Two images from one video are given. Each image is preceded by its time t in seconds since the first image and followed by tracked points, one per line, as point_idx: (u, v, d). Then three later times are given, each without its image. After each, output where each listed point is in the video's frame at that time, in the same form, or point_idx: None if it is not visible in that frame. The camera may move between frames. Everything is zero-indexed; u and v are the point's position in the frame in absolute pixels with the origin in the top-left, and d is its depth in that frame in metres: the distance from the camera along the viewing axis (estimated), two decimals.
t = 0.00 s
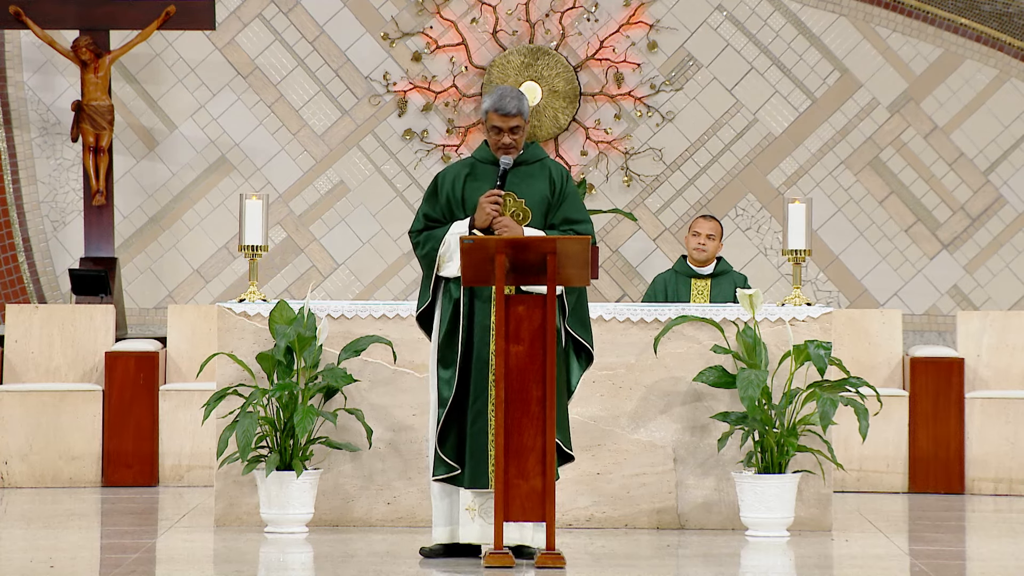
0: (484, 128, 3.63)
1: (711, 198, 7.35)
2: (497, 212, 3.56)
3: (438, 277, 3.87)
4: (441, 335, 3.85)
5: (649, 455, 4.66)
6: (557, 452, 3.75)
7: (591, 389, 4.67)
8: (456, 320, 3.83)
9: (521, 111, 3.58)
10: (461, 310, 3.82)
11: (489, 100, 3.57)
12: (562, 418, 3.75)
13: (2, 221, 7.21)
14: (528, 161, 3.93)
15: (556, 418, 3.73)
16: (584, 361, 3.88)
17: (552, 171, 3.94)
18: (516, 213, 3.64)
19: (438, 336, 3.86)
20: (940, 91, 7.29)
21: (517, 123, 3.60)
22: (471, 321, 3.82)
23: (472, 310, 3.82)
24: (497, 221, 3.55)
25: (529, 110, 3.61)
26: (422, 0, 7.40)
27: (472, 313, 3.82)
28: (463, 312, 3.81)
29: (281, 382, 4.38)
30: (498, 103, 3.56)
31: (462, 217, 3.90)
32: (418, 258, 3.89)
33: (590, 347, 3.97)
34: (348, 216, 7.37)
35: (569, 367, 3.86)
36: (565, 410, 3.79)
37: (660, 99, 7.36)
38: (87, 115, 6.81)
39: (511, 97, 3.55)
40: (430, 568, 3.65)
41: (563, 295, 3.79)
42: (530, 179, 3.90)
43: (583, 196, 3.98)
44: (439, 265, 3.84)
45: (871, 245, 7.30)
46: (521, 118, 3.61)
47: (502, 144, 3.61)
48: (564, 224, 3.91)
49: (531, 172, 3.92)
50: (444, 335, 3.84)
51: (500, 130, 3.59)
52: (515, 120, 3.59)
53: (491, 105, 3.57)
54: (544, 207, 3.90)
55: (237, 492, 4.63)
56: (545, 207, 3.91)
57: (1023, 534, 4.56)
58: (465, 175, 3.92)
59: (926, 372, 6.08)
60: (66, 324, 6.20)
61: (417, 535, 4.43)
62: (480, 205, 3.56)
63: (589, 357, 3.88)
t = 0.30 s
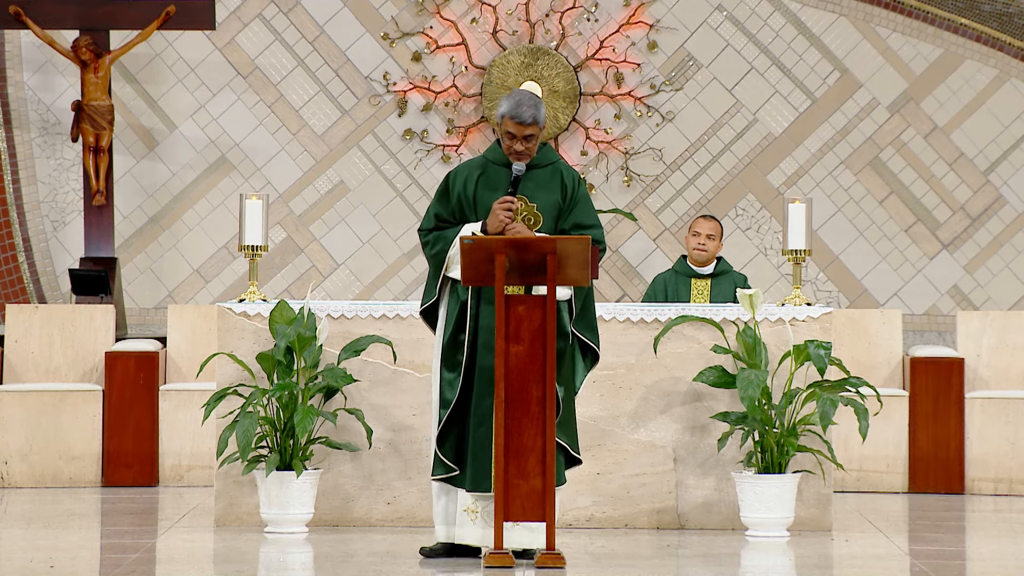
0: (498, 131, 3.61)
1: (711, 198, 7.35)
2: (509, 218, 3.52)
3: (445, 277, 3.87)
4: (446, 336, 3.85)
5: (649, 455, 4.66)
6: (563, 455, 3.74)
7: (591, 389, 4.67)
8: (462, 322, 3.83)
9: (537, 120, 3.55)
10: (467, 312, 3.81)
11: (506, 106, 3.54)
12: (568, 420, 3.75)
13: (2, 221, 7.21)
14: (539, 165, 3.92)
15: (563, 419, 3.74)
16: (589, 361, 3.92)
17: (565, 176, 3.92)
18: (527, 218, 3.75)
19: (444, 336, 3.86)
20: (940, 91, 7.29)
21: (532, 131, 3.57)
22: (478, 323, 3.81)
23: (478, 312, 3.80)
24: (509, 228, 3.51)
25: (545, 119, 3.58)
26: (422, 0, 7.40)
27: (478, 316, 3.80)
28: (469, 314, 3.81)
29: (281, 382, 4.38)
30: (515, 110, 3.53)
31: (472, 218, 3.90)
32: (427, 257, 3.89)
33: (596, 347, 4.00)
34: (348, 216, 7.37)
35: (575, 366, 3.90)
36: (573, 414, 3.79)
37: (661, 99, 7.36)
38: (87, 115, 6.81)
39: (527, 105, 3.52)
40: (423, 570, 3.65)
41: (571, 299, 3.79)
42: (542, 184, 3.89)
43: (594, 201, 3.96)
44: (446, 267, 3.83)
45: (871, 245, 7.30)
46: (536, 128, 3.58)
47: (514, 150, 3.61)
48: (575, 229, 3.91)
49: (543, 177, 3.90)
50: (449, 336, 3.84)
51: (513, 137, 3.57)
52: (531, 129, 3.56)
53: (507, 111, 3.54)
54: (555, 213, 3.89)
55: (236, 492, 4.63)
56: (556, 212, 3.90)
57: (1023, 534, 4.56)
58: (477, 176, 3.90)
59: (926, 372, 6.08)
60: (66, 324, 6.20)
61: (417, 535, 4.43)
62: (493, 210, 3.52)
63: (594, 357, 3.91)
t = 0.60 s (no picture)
0: (512, 133, 3.60)
1: (711, 198, 7.35)
2: (519, 220, 3.51)
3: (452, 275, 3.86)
4: (450, 334, 3.85)
5: (649, 455, 4.66)
6: (564, 458, 3.74)
7: (591, 389, 4.67)
8: (468, 320, 3.83)
9: (551, 125, 3.54)
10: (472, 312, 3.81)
11: (521, 108, 3.52)
12: (571, 422, 3.76)
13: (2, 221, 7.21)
14: (550, 167, 3.90)
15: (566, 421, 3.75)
16: (593, 362, 3.93)
17: (575, 178, 3.90)
18: (536, 219, 3.82)
19: (448, 334, 3.86)
20: (940, 91, 7.29)
21: (544, 135, 3.56)
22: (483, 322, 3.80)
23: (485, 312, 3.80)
24: (519, 229, 3.50)
25: (559, 124, 3.57)
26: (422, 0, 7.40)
27: (483, 315, 3.80)
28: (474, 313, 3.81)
29: (281, 382, 4.38)
30: (530, 113, 3.52)
31: (481, 219, 3.89)
32: (435, 255, 3.88)
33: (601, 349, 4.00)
34: (348, 216, 7.37)
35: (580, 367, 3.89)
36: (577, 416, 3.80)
37: (661, 99, 7.36)
38: (87, 115, 6.81)
39: (542, 109, 3.51)
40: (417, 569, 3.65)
41: (578, 302, 3.79)
42: (552, 185, 3.87)
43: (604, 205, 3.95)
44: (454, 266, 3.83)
45: (871, 245, 7.30)
46: (549, 132, 3.56)
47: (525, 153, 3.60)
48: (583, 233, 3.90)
49: (554, 178, 3.88)
50: (453, 334, 3.83)
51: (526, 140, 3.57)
52: (543, 133, 3.55)
53: (522, 114, 3.53)
54: (564, 216, 3.88)
55: (236, 492, 4.63)
56: (565, 215, 3.89)
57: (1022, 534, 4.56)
58: (488, 175, 3.89)
59: (926, 372, 6.08)
60: (66, 324, 6.20)
61: (417, 535, 4.43)
62: (504, 211, 3.52)
63: (598, 358, 3.91)
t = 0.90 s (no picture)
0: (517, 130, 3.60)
1: (712, 198, 7.35)
2: (524, 217, 3.52)
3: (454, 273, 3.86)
4: (452, 332, 3.85)
5: (649, 455, 4.67)
6: (563, 459, 3.73)
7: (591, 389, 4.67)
8: (470, 319, 3.82)
9: (557, 123, 3.54)
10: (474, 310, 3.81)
11: (527, 106, 3.52)
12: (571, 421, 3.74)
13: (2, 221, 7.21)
14: (556, 167, 3.89)
15: (566, 421, 3.74)
16: (599, 364, 3.91)
17: (580, 179, 3.90)
18: (541, 218, 3.84)
19: (450, 332, 3.86)
20: (940, 91, 7.29)
21: (550, 133, 3.57)
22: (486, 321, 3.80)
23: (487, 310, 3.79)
24: (524, 227, 3.51)
25: (564, 122, 3.57)
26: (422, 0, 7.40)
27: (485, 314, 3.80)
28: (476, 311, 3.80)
29: (281, 382, 4.38)
30: (535, 112, 3.51)
31: (486, 217, 3.87)
32: (438, 252, 3.89)
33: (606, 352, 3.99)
34: (348, 216, 7.37)
35: (585, 372, 3.87)
36: (577, 417, 3.79)
37: (661, 99, 7.36)
38: (87, 116, 6.81)
39: (548, 108, 3.51)
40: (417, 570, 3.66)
41: (581, 303, 3.80)
42: (557, 185, 3.87)
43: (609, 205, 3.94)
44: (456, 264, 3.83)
45: (871, 245, 7.30)
46: (554, 130, 3.57)
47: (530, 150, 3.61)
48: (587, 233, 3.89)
49: (559, 178, 3.88)
50: (455, 333, 3.83)
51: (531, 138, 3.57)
52: (549, 132, 3.56)
53: (528, 112, 3.52)
54: (568, 215, 3.88)
55: (236, 492, 4.63)
56: (570, 215, 3.88)
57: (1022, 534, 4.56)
58: (494, 174, 3.87)
59: (926, 372, 6.08)
60: (66, 324, 6.20)
61: (417, 535, 4.43)
62: (508, 208, 3.52)
63: (604, 361, 3.90)
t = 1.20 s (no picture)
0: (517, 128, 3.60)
1: (712, 198, 7.35)
2: (524, 215, 3.54)
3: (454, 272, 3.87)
4: (452, 331, 3.85)
5: (649, 455, 4.67)
6: (562, 459, 3.73)
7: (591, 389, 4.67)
8: (469, 318, 3.83)
9: (557, 121, 3.54)
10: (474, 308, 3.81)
11: (528, 104, 3.51)
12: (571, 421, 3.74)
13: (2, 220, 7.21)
14: (556, 167, 3.89)
15: (566, 420, 3.74)
16: (603, 367, 3.89)
17: (581, 178, 3.89)
18: (541, 217, 3.82)
19: (450, 331, 3.86)
20: (940, 91, 7.29)
21: (550, 131, 3.57)
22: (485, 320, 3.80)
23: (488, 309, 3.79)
24: (524, 225, 3.53)
25: (564, 120, 3.57)
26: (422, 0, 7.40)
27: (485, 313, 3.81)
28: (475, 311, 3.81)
29: (281, 382, 4.38)
30: (536, 109, 3.51)
31: (486, 216, 3.87)
32: (439, 252, 3.90)
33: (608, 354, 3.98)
34: (348, 216, 7.37)
35: (586, 373, 3.87)
36: (578, 417, 3.79)
37: (661, 99, 7.36)
38: (87, 115, 6.81)
39: (548, 105, 3.50)
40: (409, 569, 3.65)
41: (581, 303, 3.81)
42: (557, 184, 3.86)
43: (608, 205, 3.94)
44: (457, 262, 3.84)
45: (871, 245, 7.30)
46: (555, 128, 3.57)
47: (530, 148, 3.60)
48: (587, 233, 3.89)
49: (559, 178, 3.87)
50: (455, 332, 3.84)
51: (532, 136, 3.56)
52: (549, 129, 3.56)
53: (527, 110, 3.52)
54: (568, 215, 3.87)
55: (236, 492, 4.63)
56: (570, 214, 3.88)
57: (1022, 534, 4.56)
58: (494, 173, 3.87)
59: (926, 372, 6.08)
60: (66, 324, 6.20)
61: (417, 535, 4.43)
62: (508, 206, 3.53)
63: (607, 363, 3.89)
